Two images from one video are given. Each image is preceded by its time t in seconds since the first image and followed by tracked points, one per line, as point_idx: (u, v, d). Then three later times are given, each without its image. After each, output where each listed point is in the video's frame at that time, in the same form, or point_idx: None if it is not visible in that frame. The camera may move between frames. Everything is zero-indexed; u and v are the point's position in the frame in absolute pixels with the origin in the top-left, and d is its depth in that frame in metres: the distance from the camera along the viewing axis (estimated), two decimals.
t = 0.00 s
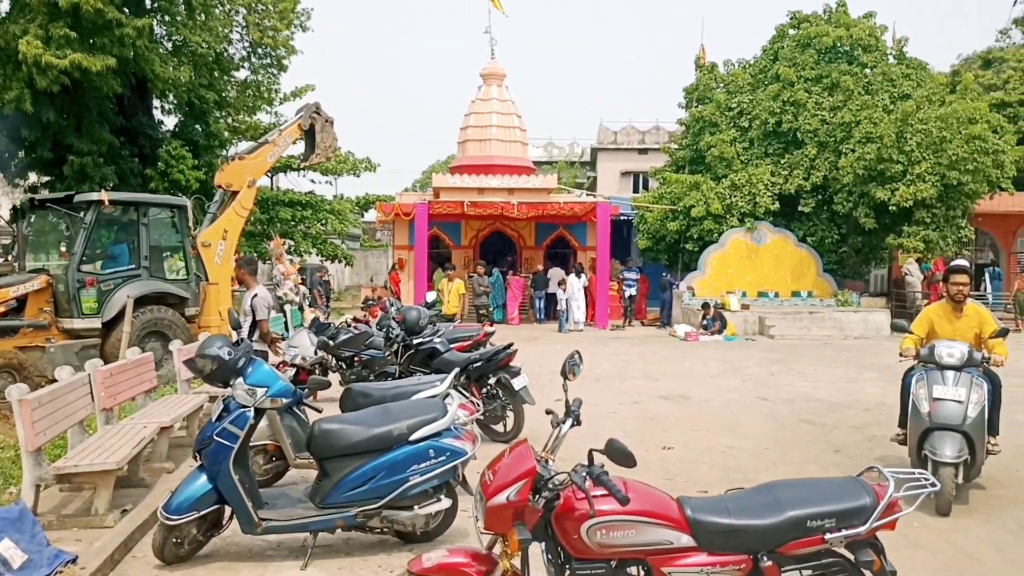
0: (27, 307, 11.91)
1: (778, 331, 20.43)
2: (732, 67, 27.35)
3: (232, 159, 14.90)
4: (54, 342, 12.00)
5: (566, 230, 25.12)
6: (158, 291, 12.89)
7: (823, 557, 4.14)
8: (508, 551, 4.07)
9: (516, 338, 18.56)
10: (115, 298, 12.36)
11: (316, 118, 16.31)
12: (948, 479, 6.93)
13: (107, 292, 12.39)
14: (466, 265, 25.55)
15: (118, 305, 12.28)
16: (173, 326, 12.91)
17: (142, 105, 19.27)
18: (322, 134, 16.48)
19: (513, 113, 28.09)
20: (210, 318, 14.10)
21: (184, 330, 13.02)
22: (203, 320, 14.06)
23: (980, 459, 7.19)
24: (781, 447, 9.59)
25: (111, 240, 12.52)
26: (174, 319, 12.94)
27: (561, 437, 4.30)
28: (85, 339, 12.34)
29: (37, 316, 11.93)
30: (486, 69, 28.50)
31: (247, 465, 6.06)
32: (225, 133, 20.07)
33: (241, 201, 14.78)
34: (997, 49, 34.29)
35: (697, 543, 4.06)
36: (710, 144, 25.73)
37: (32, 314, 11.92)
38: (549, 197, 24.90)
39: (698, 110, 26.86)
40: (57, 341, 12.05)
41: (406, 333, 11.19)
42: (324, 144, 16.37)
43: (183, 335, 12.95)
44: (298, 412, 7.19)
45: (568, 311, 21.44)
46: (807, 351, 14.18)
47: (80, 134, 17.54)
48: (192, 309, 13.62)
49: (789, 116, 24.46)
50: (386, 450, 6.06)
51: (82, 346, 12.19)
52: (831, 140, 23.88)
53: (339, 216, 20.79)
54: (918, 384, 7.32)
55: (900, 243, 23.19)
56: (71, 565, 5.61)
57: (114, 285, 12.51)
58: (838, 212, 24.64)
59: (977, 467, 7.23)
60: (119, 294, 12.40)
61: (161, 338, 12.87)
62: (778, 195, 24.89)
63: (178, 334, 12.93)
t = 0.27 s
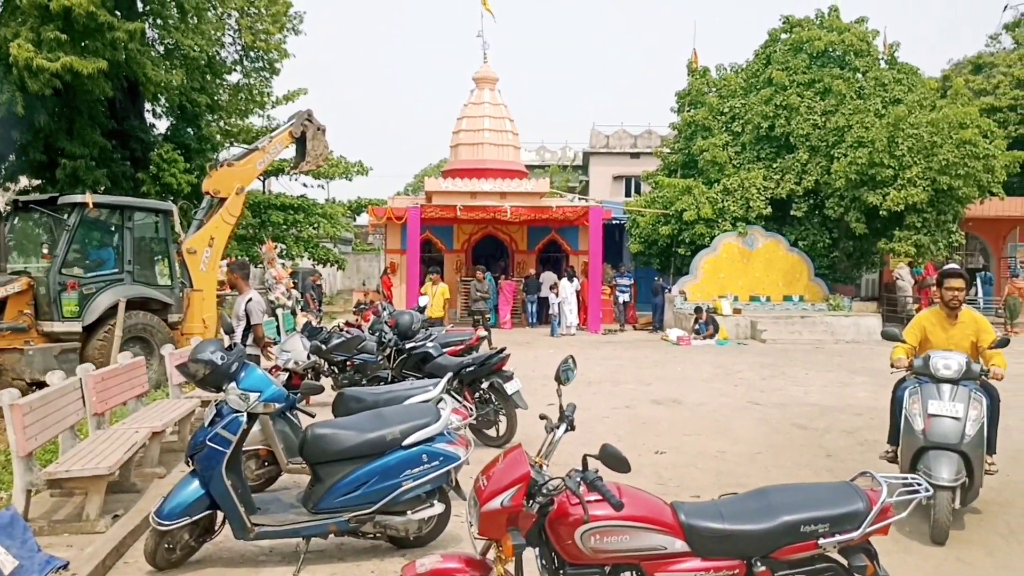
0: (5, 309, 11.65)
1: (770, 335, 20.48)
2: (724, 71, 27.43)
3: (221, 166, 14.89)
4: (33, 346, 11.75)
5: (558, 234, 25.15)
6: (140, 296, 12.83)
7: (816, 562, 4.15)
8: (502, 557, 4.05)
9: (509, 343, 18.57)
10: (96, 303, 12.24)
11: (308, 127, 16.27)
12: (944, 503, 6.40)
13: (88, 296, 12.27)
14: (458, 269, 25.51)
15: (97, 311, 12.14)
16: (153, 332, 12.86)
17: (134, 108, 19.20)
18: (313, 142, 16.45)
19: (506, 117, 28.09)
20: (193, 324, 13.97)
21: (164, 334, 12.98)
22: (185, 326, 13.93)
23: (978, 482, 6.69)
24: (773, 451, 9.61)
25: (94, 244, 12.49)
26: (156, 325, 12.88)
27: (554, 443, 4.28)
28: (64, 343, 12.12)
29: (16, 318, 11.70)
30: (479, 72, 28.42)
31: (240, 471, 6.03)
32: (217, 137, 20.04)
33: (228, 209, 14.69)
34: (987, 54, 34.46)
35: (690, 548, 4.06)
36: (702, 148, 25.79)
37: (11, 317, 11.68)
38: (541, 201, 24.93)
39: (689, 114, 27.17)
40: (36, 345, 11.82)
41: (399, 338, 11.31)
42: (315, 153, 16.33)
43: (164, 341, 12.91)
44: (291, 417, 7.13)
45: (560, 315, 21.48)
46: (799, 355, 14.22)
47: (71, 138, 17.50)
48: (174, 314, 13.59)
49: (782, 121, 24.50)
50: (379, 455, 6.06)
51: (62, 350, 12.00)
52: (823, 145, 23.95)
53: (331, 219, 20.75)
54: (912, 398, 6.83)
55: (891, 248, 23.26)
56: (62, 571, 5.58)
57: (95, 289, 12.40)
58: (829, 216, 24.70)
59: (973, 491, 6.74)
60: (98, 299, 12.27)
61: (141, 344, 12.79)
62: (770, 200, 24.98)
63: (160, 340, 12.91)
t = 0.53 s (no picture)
0: None
1: (767, 340, 20.52)
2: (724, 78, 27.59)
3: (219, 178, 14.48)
4: (23, 350, 11.70)
5: (557, 240, 25.13)
6: (133, 303, 12.76)
7: (816, 567, 4.15)
8: (502, 562, 4.05)
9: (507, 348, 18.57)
10: (88, 309, 12.13)
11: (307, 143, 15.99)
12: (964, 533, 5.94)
13: (80, 301, 12.15)
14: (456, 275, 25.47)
15: (90, 318, 12.03)
16: (146, 339, 12.76)
17: (132, 113, 19.07)
18: (311, 158, 16.16)
19: (504, 123, 28.15)
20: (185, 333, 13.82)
21: (154, 339, 12.79)
22: (178, 335, 13.80)
23: (995, 509, 6.28)
24: (772, 456, 9.61)
25: (90, 251, 12.47)
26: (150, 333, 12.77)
27: (554, 448, 4.29)
28: (55, 347, 11.99)
29: (8, 322, 11.64)
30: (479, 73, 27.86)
31: (239, 476, 6.04)
32: (215, 142, 20.09)
33: (226, 220, 14.35)
34: (984, 60, 34.56)
35: (691, 553, 4.05)
36: (700, 155, 25.88)
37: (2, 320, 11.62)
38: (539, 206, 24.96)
39: (688, 119, 27.55)
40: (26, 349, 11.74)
41: (398, 343, 11.31)
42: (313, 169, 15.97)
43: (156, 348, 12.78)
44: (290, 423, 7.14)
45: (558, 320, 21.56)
46: (798, 360, 14.22)
47: (70, 143, 17.52)
48: (166, 323, 13.53)
49: (780, 126, 24.54)
50: (379, 460, 6.07)
51: (53, 355, 11.85)
52: (820, 150, 23.80)
53: (330, 225, 20.74)
54: (922, 416, 6.40)
55: (889, 253, 23.24)
56: None
57: (88, 295, 12.30)
58: (828, 221, 24.69)
59: (990, 519, 6.33)
60: (90, 306, 12.15)
61: (133, 352, 12.63)
62: (768, 205, 25.05)
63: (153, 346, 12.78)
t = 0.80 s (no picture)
0: None
1: (768, 348, 20.50)
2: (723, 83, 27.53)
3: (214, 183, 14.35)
4: (17, 356, 11.63)
5: (556, 245, 25.09)
6: (127, 309, 12.69)
7: (817, 574, 4.15)
8: (501, 570, 4.04)
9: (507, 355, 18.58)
10: (82, 315, 12.07)
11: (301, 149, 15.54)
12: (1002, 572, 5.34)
13: (74, 308, 12.11)
14: (454, 282, 25.52)
15: (84, 324, 11.98)
16: (140, 345, 12.62)
17: (132, 120, 19.20)
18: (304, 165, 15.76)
19: (504, 129, 28.17)
20: (179, 340, 13.69)
21: (149, 346, 12.75)
22: (173, 342, 13.67)
23: None
24: (773, 463, 9.59)
25: (86, 258, 12.47)
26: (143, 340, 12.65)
27: (555, 455, 4.25)
28: (49, 354, 11.91)
29: (3, 327, 11.58)
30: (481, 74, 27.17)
31: (239, 483, 6.03)
32: (215, 149, 20.20)
33: (219, 226, 14.24)
34: (983, 67, 34.57)
35: (691, 560, 4.05)
36: (700, 161, 25.83)
37: None
38: (539, 212, 24.96)
39: (687, 126, 27.53)
40: (21, 355, 11.67)
41: (397, 349, 11.25)
42: (306, 176, 15.63)
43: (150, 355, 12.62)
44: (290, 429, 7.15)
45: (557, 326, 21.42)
46: (799, 367, 14.20)
47: (71, 148, 17.52)
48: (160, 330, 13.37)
49: (781, 132, 24.51)
50: (379, 467, 6.05)
51: (46, 360, 11.77)
52: (821, 156, 23.84)
53: (331, 230, 20.67)
54: (950, 437, 5.73)
55: (889, 260, 23.18)
56: None
57: (82, 301, 12.25)
58: (828, 229, 24.66)
59: None
60: (85, 312, 12.10)
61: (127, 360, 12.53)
62: (768, 212, 25.03)
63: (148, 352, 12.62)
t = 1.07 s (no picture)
0: None
1: (842, 376, 17.16)
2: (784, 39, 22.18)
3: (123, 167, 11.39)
4: None
5: (569, 245, 22.65)
6: (10, 328, 10.01)
7: None
8: None
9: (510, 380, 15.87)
10: None
11: (234, 123, 12.32)
12: None
13: None
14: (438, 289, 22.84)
15: None
16: (30, 374, 9.96)
17: (27, 85, 16.69)
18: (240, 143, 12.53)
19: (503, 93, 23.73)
20: (79, 367, 10.84)
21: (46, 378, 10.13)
22: (69, 372, 10.83)
23: None
24: (855, 528, 7.09)
25: None
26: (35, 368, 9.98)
27: (567, 518, 3.90)
28: None
29: None
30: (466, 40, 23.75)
31: (160, 548, 5.30)
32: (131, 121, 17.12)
33: (129, 221, 11.20)
34: None
35: None
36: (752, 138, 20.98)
37: None
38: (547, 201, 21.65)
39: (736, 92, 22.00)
40: None
41: (365, 379, 8.70)
42: (241, 156, 12.34)
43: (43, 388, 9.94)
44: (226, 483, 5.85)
45: (575, 351, 18.22)
46: (876, 402, 11.54)
47: None
48: (54, 355, 10.61)
49: (857, 101, 19.78)
50: (342, 531, 4.28)
51: None
52: (909, 132, 19.23)
53: (279, 226, 18.41)
54: None
55: (998, 264, 18.59)
56: None
57: None
58: (918, 222, 20.04)
59: None
60: None
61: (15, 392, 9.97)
62: (841, 201, 20.45)
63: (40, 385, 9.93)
